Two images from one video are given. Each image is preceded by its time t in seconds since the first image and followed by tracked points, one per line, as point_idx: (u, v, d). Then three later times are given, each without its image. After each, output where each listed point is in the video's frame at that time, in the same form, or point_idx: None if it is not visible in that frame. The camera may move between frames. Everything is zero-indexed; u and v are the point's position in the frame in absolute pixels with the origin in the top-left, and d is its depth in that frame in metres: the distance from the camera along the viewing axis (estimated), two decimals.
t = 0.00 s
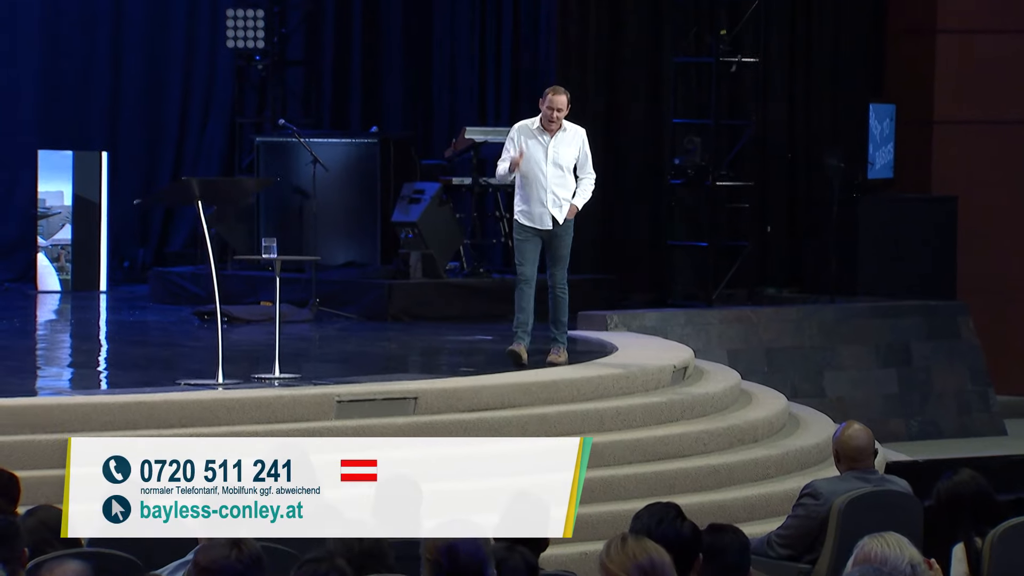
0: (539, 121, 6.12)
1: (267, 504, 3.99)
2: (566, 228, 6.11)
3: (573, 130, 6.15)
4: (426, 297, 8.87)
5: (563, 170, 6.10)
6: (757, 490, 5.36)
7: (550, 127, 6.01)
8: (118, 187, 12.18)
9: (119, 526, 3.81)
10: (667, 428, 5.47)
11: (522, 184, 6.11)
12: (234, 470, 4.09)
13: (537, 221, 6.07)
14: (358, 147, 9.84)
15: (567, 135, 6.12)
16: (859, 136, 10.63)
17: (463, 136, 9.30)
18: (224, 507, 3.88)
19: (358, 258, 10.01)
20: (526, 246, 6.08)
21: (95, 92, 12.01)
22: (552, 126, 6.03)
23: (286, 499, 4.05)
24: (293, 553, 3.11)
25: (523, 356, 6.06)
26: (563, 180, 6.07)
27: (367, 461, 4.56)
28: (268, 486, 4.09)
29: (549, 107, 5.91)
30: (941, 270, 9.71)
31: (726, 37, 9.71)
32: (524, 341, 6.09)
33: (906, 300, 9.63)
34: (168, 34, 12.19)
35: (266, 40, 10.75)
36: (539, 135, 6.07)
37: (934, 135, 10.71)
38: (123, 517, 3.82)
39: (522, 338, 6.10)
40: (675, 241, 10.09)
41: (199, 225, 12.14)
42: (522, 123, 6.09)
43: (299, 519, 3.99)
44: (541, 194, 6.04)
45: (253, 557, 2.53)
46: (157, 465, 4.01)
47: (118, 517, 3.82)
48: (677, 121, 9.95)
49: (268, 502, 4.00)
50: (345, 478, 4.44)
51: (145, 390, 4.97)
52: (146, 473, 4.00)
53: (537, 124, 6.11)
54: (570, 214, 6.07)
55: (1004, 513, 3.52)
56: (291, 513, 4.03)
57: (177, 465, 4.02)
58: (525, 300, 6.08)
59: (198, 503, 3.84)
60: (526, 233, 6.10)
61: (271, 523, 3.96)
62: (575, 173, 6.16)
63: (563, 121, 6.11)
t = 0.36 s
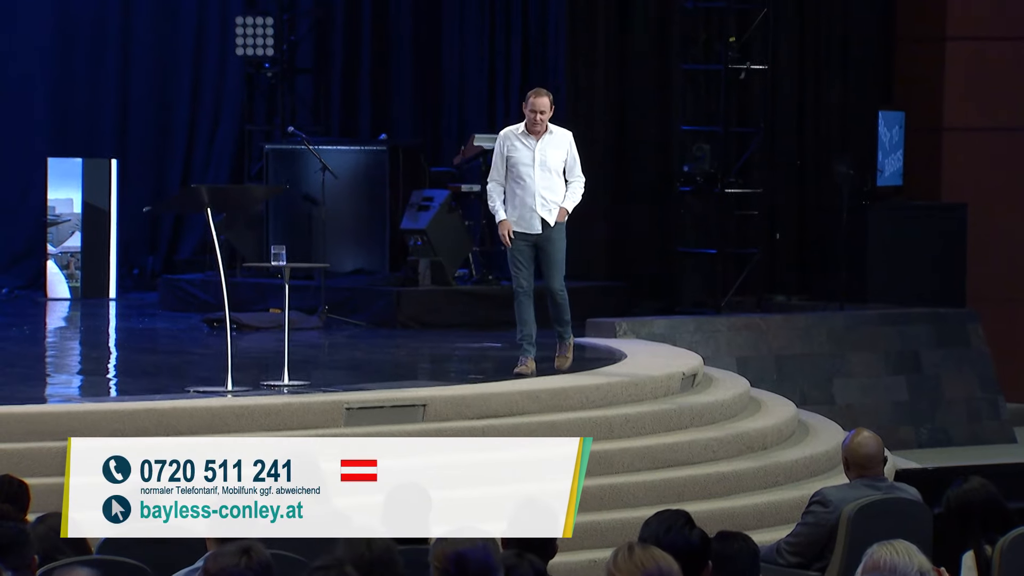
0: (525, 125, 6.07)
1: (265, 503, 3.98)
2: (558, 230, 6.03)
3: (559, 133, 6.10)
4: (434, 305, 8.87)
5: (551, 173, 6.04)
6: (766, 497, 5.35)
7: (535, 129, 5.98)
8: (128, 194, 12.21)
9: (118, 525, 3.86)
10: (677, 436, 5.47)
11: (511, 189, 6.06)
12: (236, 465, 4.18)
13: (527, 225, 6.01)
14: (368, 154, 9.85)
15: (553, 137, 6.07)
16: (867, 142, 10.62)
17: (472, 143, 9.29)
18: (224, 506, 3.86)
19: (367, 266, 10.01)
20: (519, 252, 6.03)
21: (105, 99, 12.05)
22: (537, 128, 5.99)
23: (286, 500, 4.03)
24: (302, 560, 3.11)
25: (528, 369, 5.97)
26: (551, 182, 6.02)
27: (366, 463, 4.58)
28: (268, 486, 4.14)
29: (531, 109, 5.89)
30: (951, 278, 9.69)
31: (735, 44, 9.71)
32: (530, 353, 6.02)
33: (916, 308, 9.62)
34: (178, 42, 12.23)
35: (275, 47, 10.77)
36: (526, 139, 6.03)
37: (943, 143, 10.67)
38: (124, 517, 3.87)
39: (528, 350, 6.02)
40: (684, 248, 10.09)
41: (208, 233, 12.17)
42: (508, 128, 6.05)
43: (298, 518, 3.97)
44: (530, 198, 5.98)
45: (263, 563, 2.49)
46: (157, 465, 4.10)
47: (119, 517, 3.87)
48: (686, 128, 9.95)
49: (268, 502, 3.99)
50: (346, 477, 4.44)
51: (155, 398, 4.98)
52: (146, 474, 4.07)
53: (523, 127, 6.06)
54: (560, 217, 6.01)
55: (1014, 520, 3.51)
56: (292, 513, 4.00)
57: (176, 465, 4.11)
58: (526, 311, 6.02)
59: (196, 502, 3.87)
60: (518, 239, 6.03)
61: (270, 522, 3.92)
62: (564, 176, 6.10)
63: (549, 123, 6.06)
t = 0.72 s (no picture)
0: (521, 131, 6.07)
1: (265, 503, 3.95)
2: (551, 234, 5.96)
3: (555, 139, 6.06)
4: (442, 309, 8.88)
5: (544, 178, 5.99)
6: (775, 502, 5.34)
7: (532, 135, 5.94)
8: (137, 199, 12.26)
9: (120, 525, 3.85)
10: (685, 441, 5.46)
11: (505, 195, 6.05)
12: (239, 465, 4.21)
13: (519, 229, 5.99)
14: (376, 158, 9.88)
15: (548, 143, 6.04)
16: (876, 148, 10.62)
17: (480, 148, 9.27)
18: (224, 507, 3.81)
19: (376, 271, 10.04)
20: (515, 256, 6.05)
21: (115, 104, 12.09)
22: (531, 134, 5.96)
23: (286, 499, 3.97)
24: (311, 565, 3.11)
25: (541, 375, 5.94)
26: (544, 188, 5.98)
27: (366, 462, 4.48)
28: (269, 485, 4.12)
29: (526, 115, 5.85)
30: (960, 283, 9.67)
31: (744, 49, 9.70)
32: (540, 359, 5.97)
33: (925, 312, 9.60)
34: (186, 47, 12.26)
35: (284, 52, 10.79)
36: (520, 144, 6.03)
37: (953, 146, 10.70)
38: (124, 517, 3.86)
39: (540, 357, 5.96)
40: (692, 254, 10.09)
41: (217, 237, 12.21)
42: (502, 134, 6.07)
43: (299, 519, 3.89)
44: (521, 202, 5.96)
45: (272, 568, 2.48)
46: (157, 465, 4.05)
47: (119, 517, 3.85)
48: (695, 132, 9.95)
49: (268, 501, 3.95)
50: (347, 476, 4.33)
51: (164, 402, 4.99)
52: (146, 474, 4.03)
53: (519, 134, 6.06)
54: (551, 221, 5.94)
55: None
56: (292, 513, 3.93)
57: (176, 465, 4.08)
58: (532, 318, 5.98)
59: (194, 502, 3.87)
60: (513, 243, 6.04)
61: (271, 522, 3.91)
62: (560, 182, 6.05)
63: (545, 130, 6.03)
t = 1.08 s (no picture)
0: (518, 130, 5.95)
1: (261, 501, 4.03)
2: (542, 238, 5.86)
3: (552, 139, 5.92)
4: (448, 304, 8.89)
5: (538, 180, 5.89)
6: (781, 498, 5.34)
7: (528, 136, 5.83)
8: (143, 194, 12.29)
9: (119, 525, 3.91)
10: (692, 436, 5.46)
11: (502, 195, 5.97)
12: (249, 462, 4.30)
13: (512, 230, 5.92)
14: (382, 154, 9.82)
15: (544, 144, 5.90)
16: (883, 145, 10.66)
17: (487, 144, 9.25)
18: (224, 507, 3.90)
19: (382, 266, 9.98)
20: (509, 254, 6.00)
21: (122, 99, 12.11)
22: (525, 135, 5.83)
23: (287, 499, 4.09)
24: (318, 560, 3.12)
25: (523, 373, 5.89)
26: (537, 190, 5.87)
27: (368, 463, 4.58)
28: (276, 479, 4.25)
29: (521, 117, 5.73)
30: (967, 279, 9.66)
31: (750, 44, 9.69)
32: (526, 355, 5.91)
33: (932, 308, 9.58)
34: (193, 45, 12.34)
35: (291, 48, 10.79)
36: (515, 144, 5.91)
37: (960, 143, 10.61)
38: (124, 516, 3.92)
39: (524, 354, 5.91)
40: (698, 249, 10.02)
41: (223, 233, 12.25)
42: (499, 133, 5.96)
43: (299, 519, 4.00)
44: (514, 203, 5.88)
45: (280, 564, 2.47)
46: (157, 465, 4.15)
47: (119, 516, 3.92)
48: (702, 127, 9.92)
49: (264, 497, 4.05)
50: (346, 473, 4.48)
51: (170, 398, 5.00)
52: (154, 473, 4.12)
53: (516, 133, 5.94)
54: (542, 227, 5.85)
55: None
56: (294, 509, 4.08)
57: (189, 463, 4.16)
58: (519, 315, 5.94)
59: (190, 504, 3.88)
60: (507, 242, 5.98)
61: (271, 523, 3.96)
62: (556, 183, 5.92)
63: (541, 130, 5.89)
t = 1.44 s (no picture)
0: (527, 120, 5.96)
1: (267, 504, 3.14)
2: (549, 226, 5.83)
3: (561, 128, 5.93)
4: (466, 298, 8.91)
5: (546, 168, 5.88)
6: (799, 492, 5.33)
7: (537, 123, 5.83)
8: (162, 187, 12.36)
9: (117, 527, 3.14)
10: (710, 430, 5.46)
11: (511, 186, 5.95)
12: (236, 469, 3.15)
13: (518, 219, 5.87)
14: (400, 149, 9.83)
15: (553, 133, 5.91)
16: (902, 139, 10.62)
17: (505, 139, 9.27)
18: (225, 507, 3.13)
19: (401, 260, 10.00)
20: (513, 247, 5.88)
21: (141, 95, 12.15)
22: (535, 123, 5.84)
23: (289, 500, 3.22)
24: (336, 555, 3.09)
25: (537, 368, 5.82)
26: (545, 178, 5.86)
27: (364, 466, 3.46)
28: (266, 489, 3.17)
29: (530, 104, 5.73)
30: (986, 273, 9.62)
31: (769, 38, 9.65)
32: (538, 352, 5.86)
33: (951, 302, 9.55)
34: (211, 39, 12.38)
35: (309, 42, 10.82)
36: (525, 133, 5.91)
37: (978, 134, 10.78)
38: (124, 518, 3.15)
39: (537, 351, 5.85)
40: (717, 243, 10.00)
41: (242, 227, 12.33)
42: (509, 123, 5.97)
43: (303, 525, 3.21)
44: (521, 191, 5.85)
45: (297, 558, 2.47)
46: (155, 465, 3.17)
47: (118, 517, 3.14)
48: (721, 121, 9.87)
49: (269, 500, 3.15)
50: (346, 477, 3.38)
51: (189, 392, 5.02)
52: (147, 474, 3.16)
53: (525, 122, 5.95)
54: (549, 215, 5.82)
55: None
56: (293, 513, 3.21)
57: (176, 464, 3.14)
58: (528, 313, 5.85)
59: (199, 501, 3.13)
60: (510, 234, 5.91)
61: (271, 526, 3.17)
62: (564, 174, 5.91)
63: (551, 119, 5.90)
